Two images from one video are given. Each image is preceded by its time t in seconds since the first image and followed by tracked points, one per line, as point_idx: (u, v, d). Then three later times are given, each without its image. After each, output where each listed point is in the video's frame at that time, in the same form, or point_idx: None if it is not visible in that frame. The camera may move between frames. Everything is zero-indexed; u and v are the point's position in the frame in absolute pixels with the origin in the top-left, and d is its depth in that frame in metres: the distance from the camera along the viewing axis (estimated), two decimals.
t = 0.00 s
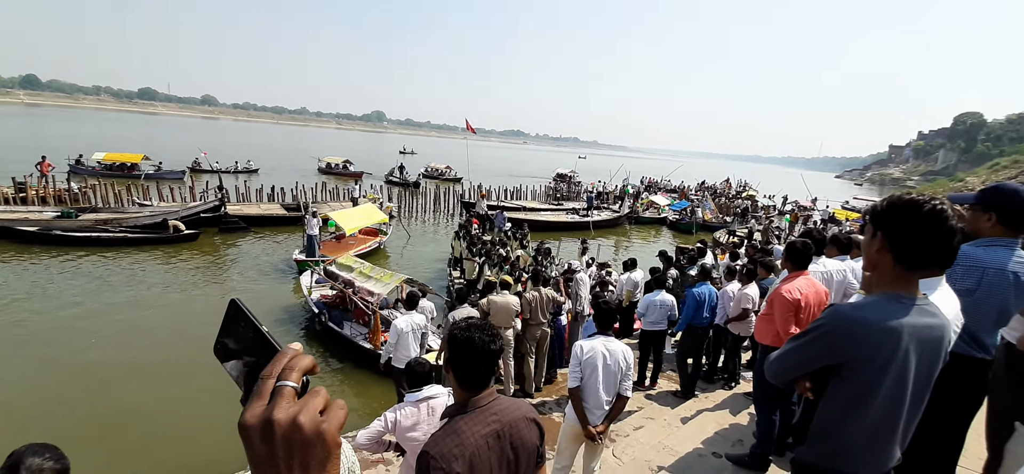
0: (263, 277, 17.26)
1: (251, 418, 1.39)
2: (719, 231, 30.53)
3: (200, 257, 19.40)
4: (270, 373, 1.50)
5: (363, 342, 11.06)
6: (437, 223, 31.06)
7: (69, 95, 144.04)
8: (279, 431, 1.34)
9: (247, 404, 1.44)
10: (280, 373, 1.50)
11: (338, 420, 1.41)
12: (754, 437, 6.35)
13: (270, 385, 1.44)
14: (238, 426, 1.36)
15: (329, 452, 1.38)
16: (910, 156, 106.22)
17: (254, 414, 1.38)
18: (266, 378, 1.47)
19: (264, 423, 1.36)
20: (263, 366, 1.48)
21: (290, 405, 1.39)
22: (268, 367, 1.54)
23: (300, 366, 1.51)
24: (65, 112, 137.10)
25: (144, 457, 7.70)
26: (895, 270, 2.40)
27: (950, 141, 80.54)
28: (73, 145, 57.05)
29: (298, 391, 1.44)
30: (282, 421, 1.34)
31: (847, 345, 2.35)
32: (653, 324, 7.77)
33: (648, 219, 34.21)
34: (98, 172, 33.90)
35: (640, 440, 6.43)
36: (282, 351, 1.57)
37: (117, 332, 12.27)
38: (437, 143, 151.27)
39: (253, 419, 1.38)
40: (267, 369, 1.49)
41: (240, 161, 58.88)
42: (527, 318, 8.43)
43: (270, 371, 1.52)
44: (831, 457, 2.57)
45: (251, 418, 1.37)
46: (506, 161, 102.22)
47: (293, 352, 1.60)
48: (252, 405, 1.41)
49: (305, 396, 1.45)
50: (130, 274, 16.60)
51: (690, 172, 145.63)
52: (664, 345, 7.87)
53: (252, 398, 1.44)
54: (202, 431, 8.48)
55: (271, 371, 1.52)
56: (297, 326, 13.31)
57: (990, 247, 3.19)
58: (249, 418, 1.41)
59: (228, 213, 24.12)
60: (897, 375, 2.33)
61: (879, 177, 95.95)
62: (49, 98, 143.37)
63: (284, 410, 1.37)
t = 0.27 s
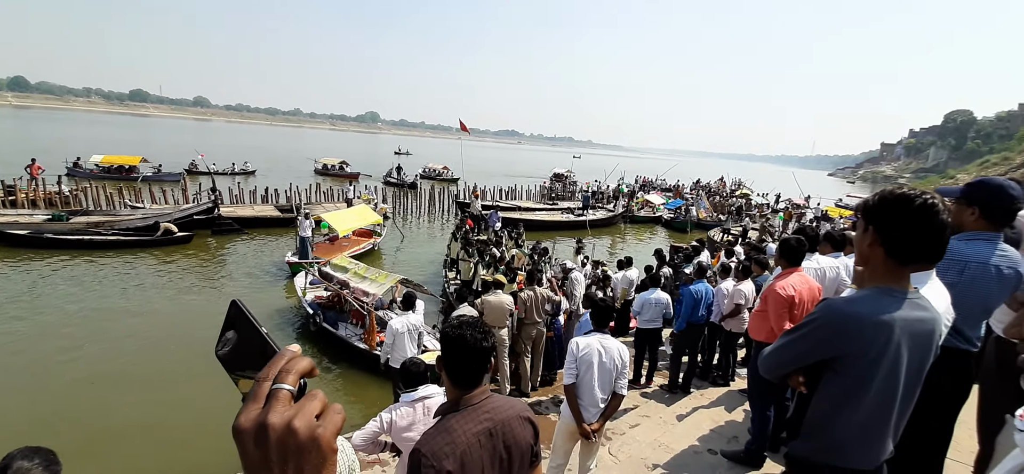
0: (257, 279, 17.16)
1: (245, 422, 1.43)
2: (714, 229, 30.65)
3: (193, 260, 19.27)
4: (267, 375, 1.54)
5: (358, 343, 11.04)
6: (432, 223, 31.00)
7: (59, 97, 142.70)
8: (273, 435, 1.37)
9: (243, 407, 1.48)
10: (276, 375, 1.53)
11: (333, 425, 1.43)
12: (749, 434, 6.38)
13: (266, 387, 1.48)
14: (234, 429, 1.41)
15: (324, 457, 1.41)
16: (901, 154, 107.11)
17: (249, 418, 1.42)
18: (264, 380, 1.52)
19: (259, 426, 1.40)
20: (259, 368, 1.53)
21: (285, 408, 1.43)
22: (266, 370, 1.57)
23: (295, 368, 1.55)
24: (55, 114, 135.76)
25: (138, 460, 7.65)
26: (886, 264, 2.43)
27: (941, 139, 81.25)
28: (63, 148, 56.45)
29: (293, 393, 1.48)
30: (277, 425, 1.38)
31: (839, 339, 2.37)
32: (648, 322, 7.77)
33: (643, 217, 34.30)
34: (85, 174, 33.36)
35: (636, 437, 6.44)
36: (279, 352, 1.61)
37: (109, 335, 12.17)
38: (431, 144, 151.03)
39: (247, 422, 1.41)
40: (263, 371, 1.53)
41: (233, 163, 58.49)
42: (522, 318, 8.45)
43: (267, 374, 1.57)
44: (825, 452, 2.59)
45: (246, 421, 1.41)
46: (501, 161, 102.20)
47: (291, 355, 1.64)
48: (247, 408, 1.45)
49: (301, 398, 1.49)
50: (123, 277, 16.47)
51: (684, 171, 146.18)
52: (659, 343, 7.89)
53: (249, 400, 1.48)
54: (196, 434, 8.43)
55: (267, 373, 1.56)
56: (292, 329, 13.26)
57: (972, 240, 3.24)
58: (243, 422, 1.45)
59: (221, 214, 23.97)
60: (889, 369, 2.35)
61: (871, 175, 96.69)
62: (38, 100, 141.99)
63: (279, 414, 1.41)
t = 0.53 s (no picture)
0: (254, 282, 17.12)
1: (252, 432, 1.45)
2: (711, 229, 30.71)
3: (190, 264, 19.19)
4: (274, 385, 1.54)
5: (356, 345, 11.02)
6: (429, 225, 30.98)
7: (53, 102, 142.09)
8: (282, 446, 1.37)
9: (249, 417, 1.48)
10: (284, 385, 1.53)
11: (340, 437, 1.45)
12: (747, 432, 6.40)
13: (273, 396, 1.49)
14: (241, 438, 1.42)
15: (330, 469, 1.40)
16: (896, 152, 107.62)
17: (256, 429, 1.43)
18: (271, 389, 1.52)
19: (265, 437, 1.41)
20: (267, 379, 1.53)
21: (291, 419, 1.44)
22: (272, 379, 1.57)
23: (303, 377, 1.54)
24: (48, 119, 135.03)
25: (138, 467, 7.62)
26: (883, 262, 2.44)
27: (936, 137, 81.64)
28: (57, 152, 56.12)
29: (300, 404, 1.48)
30: (283, 436, 1.39)
31: (837, 336, 2.37)
32: (646, 321, 7.75)
33: (640, 217, 34.32)
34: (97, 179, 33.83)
35: (635, 437, 6.44)
36: (287, 362, 1.60)
37: (106, 341, 12.11)
38: (428, 146, 150.99)
39: (254, 433, 1.43)
40: (271, 381, 1.53)
41: (229, 166, 58.31)
42: (520, 319, 8.45)
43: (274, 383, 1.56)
44: (823, 451, 2.60)
45: (252, 432, 1.43)
46: (498, 162, 102.17)
47: (299, 363, 1.63)
48: (254, 419, 1.46)
49: (308, 409, 1.49)
50: (119, 282, 16.40)
51: (680, 171, 146.47)
52: (657, 342, 7.90)
53: (254, 412, 1.49)
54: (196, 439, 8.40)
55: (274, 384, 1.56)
56: (288, 332, 13.22)
57: (963, 236, 3.52)
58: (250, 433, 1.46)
59: (218, 218, 23.90)
60: (887, 367, 2.36)
61: (867, 173, 97.08)
62: (31, 105, 141.26)
63: (285, 424, 1.42)
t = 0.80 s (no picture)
0: (256, 285, 17.17)
1: (265, 449, 1.60)
2: (712, 228, 30.70)
3: (192, 266, 19.26)
4: (286, 402, 1.69)
5: (358, 348, 11.07)
6: (430, 226, 31.01)
7: (54, 105, 142.48)
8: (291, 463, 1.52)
9: (262, 437, 1.65)
10: (296, 401, 1.70)
11: (349, 457, 1.61)
12: (749, 433, 6.42)
13: (284, 415, 1.66)
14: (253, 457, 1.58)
15: None
16: (897, 151, 107.49)
17: (267, 447, 1.59)
18: (282, 407, 1.67)
19: (277, 454, 1.56)
20: (278, 395, 1.69)
21: (301, 439, 1.59)
22: (285, 397, 1.74)
23: (314, 395, 1.71)
24: (49, 122, 135.29)
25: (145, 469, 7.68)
26: (884, 263, 2.48)
27: (938, 135, 81.53)
28: (59, 156, 56.23)
29: (310, 421, 1.65)
30: (293, 454, 1.54)
31: (838, 339, 2.41)
32: (648, 321, 7.78)
33: (642, 217, 34.33)
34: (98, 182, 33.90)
35: (637, 438, 6.47)
36: (300, 378, 1.78)
37: (109, 344, 12.17)
38: (429, 148, 151.21)
39: (265, 451, 1.58)
40: (283, 398, 1.69)
41: (230, 169, 58.38)
42: (521, 321, 8.48)
43: (285, 399, 1.72)
44: (825, 450, 2.64)
45: (263, 451, 1.58)
46: (499, 163, 102.15)
47: (311, 380, 1.80)
48: (265, 438, 1.62)
49: (315, 429, 1.65)
50: (121, 285, 16.48)
51: (682, 170, 146.37)
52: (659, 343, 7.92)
53: (267, 427, 1.65)
54: (200, 442, 8.44)
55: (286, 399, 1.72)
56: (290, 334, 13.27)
57: (960, 237, 3.58)
58: (262, 449, 1.63)
59: (219, 221, 23.96)
60: (887, 368, 2.40)
61: (868, 171, 96.91)
62: (33, 109, 141.58)
63: (295, 444, 1.57)
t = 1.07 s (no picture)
0: (254, 286, 17.15)
1: (275, 464, 1.78)
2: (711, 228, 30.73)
3: (189, 268, 19.23)
4: (298, 416, 1.91)
5: (356, 350, 11.07)
6: (428, 227, 30.99)
7: (50, 106, 141.93)
8: None
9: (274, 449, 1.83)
10: (307, 416, 1.91)
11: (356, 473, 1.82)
12: (747, 432, 6.43)
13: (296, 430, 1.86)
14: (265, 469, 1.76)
15: None
16: (895, 150, 107.70)
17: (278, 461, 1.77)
18: (294, 421, 1.89)
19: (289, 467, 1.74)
20: (290, 411, 1.90)
21: (312, 455, 1.78)
22: (297, 409, 1.95)
23: (324, 411, 1.93)
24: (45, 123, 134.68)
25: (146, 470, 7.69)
26: (879, 266, 2.51)
27: (935, 133, 81.77)
28: (55, 157, 55.94)
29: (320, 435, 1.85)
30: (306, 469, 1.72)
31: (833, 340, 2.44)
32: (647, 322, 7.80)
33: (640, 217, 34.36)
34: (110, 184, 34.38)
35: (637, 438, 6.50)
36: (310, 394, 1.99)
37: (108, 345, 12.17)
38: (427, 148, 151.10)
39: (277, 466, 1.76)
40: (295, 413, 1.91)
41: (227, 170, 58.18)
42: (519, 321, 8.49)
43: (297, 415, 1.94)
44: (821, 451, 2.65)
45: (274, 464, 1.77)
46: (497, 163, 102.06)
47: (319, 397, 2.01)
48: (277, 450, 1.81)
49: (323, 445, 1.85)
50: (119, 286, 16.45)
51: (680, 169, 146.49)
52: (657, 343, 7.94)
53: (279, 443, 1.85)
54: (201, 443, 8.44)
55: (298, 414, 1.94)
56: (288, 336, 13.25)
57: (955, 238, 3.60)
58: (273, 462, 1.80)
59: (217, 222, 23.91)
60: (883, 369, 2.43)
61: (866, 170, 97.06)
62: (29, 109, 140.94)
63: (306, 459, 1.75)
